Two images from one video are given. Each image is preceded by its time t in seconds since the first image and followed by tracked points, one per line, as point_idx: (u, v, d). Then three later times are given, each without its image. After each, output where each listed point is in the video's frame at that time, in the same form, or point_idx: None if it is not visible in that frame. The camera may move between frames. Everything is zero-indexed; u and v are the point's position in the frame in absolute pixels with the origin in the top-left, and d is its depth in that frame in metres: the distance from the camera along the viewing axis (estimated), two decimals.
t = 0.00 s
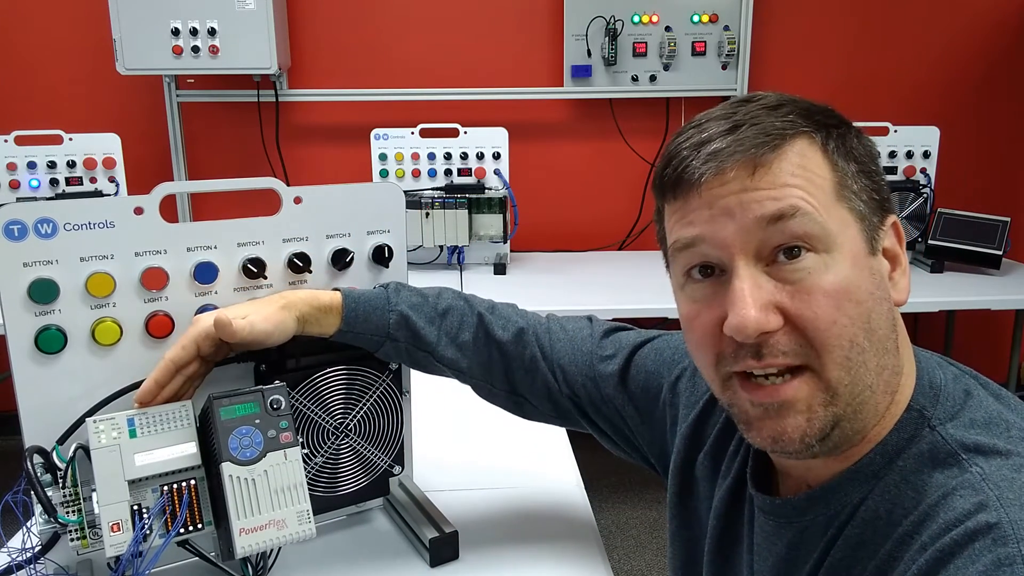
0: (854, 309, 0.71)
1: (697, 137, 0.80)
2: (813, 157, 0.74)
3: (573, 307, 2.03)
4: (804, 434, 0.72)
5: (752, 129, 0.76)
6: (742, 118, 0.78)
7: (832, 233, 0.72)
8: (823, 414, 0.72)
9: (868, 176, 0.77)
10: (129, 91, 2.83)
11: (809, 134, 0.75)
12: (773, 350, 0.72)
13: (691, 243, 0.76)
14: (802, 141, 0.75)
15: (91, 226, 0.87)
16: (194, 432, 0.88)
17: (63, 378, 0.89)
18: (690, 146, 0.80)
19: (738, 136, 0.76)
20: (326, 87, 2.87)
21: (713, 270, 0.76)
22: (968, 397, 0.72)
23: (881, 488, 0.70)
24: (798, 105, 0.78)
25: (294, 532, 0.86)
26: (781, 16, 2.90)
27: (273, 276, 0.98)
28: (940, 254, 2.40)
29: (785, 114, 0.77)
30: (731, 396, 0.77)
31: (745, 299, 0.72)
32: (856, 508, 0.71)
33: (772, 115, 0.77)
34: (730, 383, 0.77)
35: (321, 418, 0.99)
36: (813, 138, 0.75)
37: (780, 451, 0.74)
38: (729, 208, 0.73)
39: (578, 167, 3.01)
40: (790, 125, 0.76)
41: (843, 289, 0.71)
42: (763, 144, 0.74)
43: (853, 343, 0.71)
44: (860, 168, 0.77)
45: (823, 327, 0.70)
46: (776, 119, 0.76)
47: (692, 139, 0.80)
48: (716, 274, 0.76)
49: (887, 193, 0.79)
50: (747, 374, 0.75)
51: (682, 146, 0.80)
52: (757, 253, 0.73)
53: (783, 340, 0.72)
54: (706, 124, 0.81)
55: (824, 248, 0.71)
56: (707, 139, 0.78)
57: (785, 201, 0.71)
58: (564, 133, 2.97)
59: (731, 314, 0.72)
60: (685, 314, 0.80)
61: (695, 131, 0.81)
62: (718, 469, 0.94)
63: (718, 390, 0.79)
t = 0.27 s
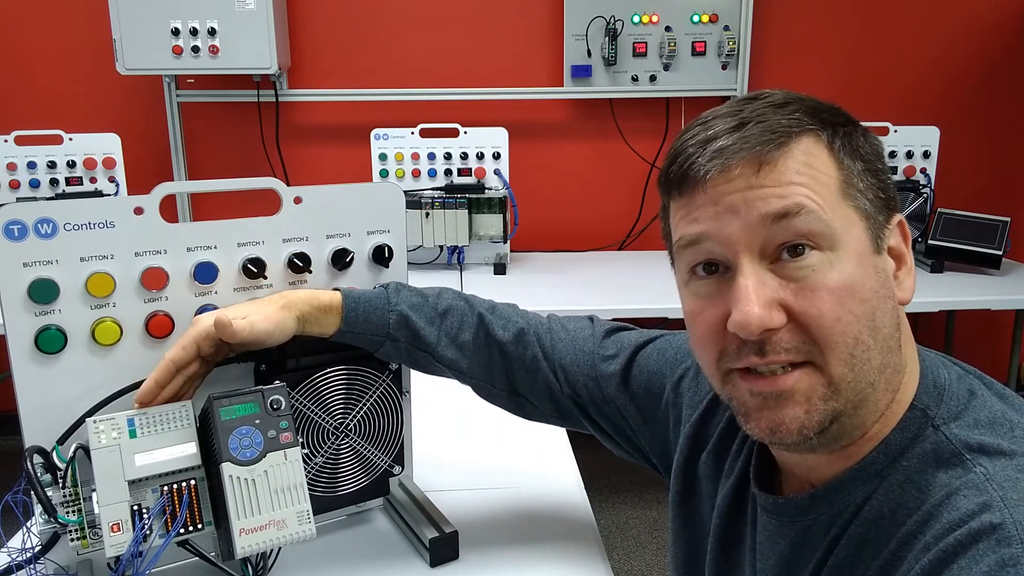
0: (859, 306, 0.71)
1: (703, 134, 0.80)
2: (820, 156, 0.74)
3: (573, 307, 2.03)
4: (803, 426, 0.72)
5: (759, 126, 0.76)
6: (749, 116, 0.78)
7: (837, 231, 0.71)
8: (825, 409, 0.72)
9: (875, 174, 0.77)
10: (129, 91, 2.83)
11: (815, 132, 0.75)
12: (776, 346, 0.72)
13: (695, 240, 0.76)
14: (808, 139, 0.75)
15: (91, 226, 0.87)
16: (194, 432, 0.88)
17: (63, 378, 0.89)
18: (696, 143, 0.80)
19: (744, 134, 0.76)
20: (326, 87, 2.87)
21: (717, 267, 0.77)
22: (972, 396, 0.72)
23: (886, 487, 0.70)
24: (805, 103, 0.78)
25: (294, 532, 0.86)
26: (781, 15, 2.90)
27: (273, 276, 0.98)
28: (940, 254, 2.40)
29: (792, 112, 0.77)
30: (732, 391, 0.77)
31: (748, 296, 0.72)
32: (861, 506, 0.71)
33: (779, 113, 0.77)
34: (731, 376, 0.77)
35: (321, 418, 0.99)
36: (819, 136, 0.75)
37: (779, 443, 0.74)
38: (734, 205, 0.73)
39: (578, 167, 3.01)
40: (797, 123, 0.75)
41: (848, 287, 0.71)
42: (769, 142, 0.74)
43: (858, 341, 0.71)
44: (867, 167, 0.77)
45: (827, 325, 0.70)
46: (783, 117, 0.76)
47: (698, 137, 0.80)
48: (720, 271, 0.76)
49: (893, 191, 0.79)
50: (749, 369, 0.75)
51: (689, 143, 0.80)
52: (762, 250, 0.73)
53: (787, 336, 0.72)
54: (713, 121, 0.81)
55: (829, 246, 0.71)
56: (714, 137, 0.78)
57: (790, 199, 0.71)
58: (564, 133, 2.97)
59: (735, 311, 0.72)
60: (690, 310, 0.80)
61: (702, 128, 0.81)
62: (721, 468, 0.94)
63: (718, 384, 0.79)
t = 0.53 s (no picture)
0: (859, 299, 0.71)
1: (708, 127, 0.80)
2: (822, 149, 0.74)
3: (573, 307, 2.03)
4: (800, 414, 0.72)
5: (763, 119, 0.76)
6: (753, 110, 0.78)
7: (838, 224, 0.71)
8: (823, 400, 0.72)
9: (878, 170, 0.77)
10: (129, 91, 2.83)
11: (819, 126, 0.75)
12: (775, 338, 0.72)
13: (698, 232, 0.76)
14: (811, 133, 0.75)
15: (91, 226, 0.87)
16: (194, 432, 0.88)
17: (63, 378, 0.89)
18: (700, 137, 0.80)
19: (748, 127, 0.76)
20: (326, 87, 2.87)
21: (718, 260, 0.77)
22: (975, 395, 0.72)
23: (892, 485, 0.69)
24: (810, 98, 0.78)
25: (294, 532, 0.86)
26: (781, 15, 2.90)
27: (273, 276, 0.98)
28: (941, 254, 2.40)
29: (796, 107, 0.77)
30: (732, 381, 0.77)
31: (749, 287, 0.72)
32: (866, 503, 0.71)
33: (783, 107, 0.77)
34: (730, 366, 0.76)
35: (321, 418, 0.99)
36: (823, 131, 0.75)
37: (778, 433, 0.74)
38: (736, 197, 0.73)
39: (578, 167, 3.01)
40: (800, 116, 0.76)
41: (848, 279, 0.71)
42: (773, 134, 0.74)
43: (857, 333, 0.71)
44: (869, 162, 0.77)
45: (826, 317, 0.70)
46: (787, 111, 0.76)
47: (702, 130, 0.81)
48: (722, 263, 0.76)
49: (896, 188, 0.79)
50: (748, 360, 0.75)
51: (693, 137, 0.81)
52: (763, 242, 0.73)
53: (787, 328, 0.72)
54: (718, 115, 0.81)
55: (830, 238, 0.71)
56: (718, 130, 0.78)
57: (792, 191, 0.71)
58: (564, 133, 2.97)
59: (735, 301, 0.72)
60: (692, 303, 0.80)
61: (707, 122, 0.81)
62: (722, 465, 0.94)
63: (719, 375, 0.79)
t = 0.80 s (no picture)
0: (854, 297, 0.71)
1: (703, 129, 0.80)
2: (817, 149, 0.74)
3: (573, 307, 2.03)
4: (797, 411, 0.72)
5: (757, 119, 0.76)
6: (749, 111, 0.78)
7: (834, 223, 0.71)
8: (820, 398, 0.72)
9: (873, 168, 0.77)
10: (129, 91, 2.83)
11: (814, 126, 0.75)
12: (772, 335, 0.72)
13: (695, 232, 0.76)
14: (807, 132, 0.75)
15: (91, 226, 0.87)
16: (194, 432, 0.88)
17: (63, 379, 0.89)
18: (697, 137, 0.80)
19: (743, 128, 0.76)
20: (326, 87, 2.87)
21: (716, 259, 0.77)
22: (977, 394, 0.72)
23: (901, 485, 0.69)
24: (804, 99, 0.78)
25: (295, 533, 0.86)
26: (781, 15, 2.90)
27: (273, 276, 0.98)
28: (941, 254, 2.40)
29: (791, 107, 0.77)
30: (733, 381, 0.77)
31: (746, 285, 0.72)
32: (872, 502, 0.71)
33: (778, 108, 0.77)
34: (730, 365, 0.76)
35: (321, 418, 0.99)
36: (817, 130, 0.75)
37: (776, 430, 0.74)
38: (732, 197, 0.73)
39: (578, 167, 3.01)
40: (795, 116, 0.76)
41: (844, 278, 0.71)
42: (767, 134, 0.74)
43: (853, 331, 0.71)
44: (865, 161, 0.77)
45: (822, 315, 0.71)
46: (782, 111, 0.76)
47: (699, 131, 0.81)
48: (719, 263, 0.76)
49: (892, 187, 0.79)
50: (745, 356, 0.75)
51: (689, 138, 0.81)
52: (759, 241, 0.73)
53: (784, 327, 0.72)
54: (713, 116, 0.81)
55: (825, 237, 0.71)
56: (714, 130, 0.79)
57: (787, 190, 0.71)
58: (565, 133, 2.97)
59: (733, 300, 0.73)
60: (692, 302, 0.80)
61: (703, 123, 0.82)
62: (723, 464, 0.94)
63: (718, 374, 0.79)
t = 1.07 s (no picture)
0: (871, 308, 0.71)
1: (715, 128, 0.80)
2: (833, 153, 0.74)
3: (574, 306, 2.03)
4: (813, 429, 0.72)
5: (774, 121, 0.76)
6: (763, 111, 0.78)
7: (851, 229, 0.71)
8: (836, 414, 0.72)
9: (887, 174, 0.77)
10: (128, 91, 2.83)
11: (830, 129, 0.75)
12: (788, 346, 0.72)
13: (707, 236, 0.76)
14: (823, 136, 0.75)
15: (91, 226, 0.87)
16: (194, 431, 0.88)
17: (63, 378, 0.89)
18: (708, 137, 0.80)
19: (759, 129, 0.76)
20: (326, 87, 2.87)
21: (727, 265, 0.77)
22: (984, 407, 0.72)
23: (893, 495, 0.69)
24: (819, 100, 0.78)
25: (295, 530, 0.86)
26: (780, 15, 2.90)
27: (274, 276, 0.98)
28: (941, 254, 2.40)
29: (807, 109, 0.77)
30: (740, 393, 0.77)
31: (761, 294, 0.72)
32: (865, 513, 0.71)
33: (793, 109, 0.77)
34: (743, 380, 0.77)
35: (321, 418, 0.99)
36: (834, 134, 0.75)
37: (789, 448, 0.74)
38: (748, 201, 0.73)
39: (578, 168, 3.01)
40: (811, 119, 0.76)
41: (861, 288, 0.71)
42: (785, 137, 0.74)
43: (871, 342, 0.71)
44: (880, 167, 0.77)
45: (841, 325, 0.70)
46: (798, 113, 0.76)
47: (710, 131, 0.80)
48: (730, 268, 0.76)
49: (904, 192, 0.79)
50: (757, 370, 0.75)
51: (700, 138, 0.80)
52: (775, 247, 0.73)
53: (798, 337, 0.72)
54: (725, 115, 0.81)
55: (843, 245, 0.71)
56: (727, 131, 0.78)
57: (806, 195, 0.71)
58: (564, 133, 2.97)
59: (748, 308, 0.72)
60: (696, 308, 0.81)
61: (714, 123, 0.81)
62: (722, 466, 0.94)
63: (726, 387, 0.79)
